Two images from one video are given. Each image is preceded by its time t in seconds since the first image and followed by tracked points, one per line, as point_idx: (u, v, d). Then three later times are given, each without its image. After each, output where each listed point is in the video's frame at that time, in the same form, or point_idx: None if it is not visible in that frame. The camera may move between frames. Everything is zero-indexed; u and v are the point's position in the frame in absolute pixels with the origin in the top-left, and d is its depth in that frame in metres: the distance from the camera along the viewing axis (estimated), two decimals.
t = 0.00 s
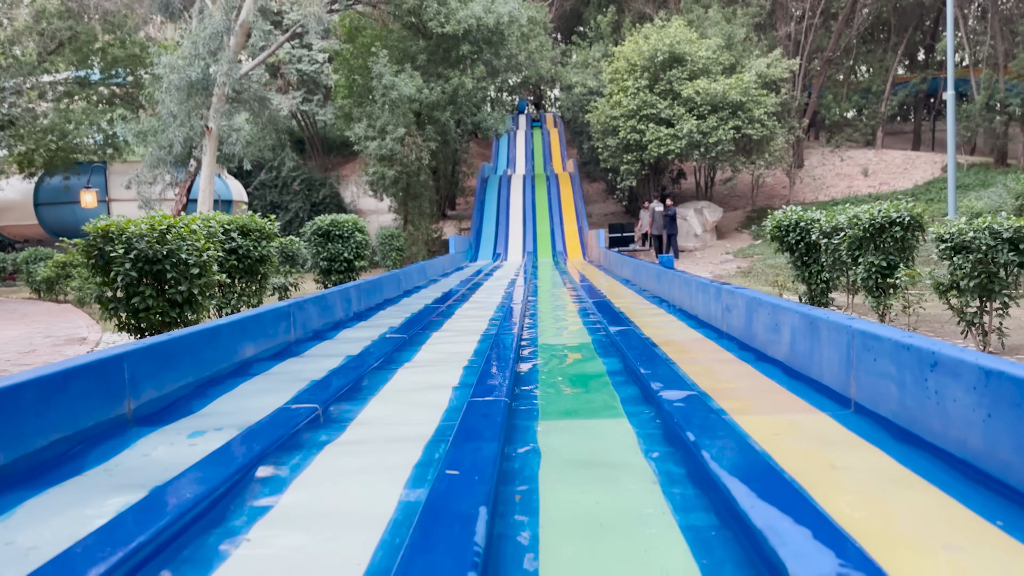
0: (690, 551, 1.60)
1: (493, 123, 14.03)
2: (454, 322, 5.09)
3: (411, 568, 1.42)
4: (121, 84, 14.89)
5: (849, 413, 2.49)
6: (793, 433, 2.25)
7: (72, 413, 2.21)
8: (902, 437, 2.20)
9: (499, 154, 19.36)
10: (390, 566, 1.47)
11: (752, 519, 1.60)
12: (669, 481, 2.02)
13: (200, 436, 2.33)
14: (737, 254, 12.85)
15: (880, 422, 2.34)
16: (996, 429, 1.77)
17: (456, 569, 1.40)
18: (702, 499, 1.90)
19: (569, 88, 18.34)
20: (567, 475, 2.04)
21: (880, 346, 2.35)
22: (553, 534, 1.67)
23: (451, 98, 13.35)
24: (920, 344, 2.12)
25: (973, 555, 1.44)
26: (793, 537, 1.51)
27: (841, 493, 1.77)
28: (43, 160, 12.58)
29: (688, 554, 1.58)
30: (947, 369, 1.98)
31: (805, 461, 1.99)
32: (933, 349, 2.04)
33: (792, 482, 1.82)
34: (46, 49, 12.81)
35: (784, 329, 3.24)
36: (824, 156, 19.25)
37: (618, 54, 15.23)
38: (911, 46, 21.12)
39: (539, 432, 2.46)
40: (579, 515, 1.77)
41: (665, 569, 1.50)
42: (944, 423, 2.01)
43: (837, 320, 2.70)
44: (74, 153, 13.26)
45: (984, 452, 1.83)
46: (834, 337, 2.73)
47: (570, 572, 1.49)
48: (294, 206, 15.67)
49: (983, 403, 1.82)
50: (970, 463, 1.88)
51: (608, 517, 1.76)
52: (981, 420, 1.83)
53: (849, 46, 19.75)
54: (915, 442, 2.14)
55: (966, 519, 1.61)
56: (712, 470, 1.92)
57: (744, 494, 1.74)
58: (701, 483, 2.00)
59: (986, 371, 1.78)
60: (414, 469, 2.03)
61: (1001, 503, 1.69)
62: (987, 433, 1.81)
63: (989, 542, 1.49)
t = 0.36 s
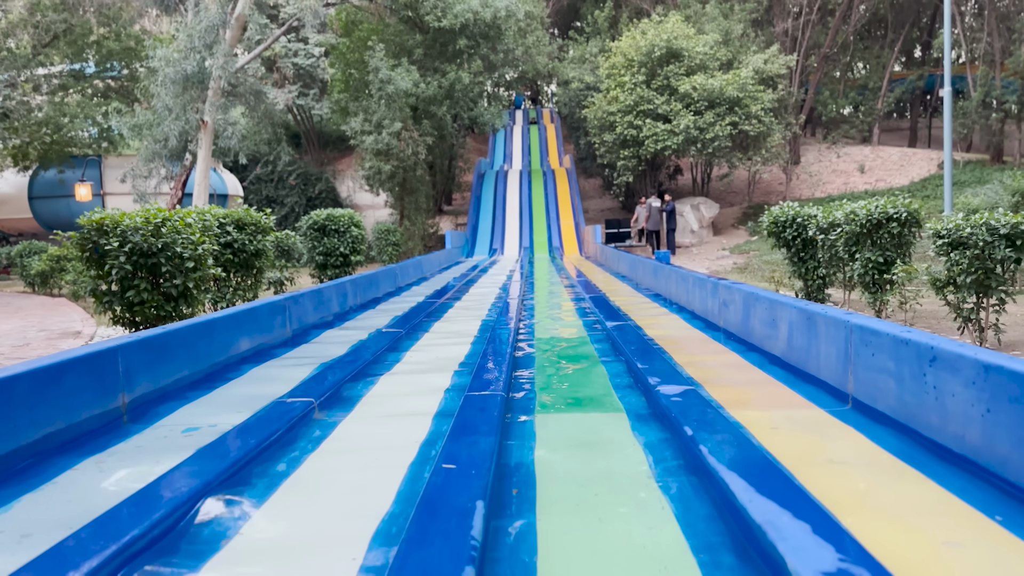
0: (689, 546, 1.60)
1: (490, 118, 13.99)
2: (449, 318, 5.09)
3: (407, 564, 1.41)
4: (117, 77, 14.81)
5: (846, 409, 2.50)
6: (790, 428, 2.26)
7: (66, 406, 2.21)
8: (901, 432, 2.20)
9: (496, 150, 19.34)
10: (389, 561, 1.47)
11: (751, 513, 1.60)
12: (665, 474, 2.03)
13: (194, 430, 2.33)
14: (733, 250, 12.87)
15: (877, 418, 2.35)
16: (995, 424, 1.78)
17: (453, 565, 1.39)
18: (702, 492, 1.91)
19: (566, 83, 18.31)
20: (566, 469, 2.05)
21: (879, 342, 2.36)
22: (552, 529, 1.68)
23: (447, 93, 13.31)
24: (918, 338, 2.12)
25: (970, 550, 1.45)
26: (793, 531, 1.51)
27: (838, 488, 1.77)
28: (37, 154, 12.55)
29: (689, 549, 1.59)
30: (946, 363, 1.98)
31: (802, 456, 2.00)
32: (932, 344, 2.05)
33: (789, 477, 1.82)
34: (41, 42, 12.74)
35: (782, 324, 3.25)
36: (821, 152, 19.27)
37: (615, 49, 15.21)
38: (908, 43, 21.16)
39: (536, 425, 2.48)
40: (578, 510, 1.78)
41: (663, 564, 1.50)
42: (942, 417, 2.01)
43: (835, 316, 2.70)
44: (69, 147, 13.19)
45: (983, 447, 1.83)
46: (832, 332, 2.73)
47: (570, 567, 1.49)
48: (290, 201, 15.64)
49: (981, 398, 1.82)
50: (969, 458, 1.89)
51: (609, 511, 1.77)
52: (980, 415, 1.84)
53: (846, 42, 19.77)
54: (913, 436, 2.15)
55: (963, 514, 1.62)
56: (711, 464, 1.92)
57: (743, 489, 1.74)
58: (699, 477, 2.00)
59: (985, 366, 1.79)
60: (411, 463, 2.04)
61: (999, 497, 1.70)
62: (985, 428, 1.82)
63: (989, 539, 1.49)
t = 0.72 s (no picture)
0: (687, 545, 1.52)
1: (487, 115, 13.97)
2: (445, 314, 5.08)
3: (401, 562, 1.39)
4: (112, 72, 14.75)
5: (846, 405, 2.34)
6: (789, 423, 2.14)
7: (58, 401, 2.20)
8: (901, 430, 2.04)
9: (493, 146, 19.31)
10: (382, 561, 1.44)
11: (752, 511, 1.49)
12: (663, 471, 1.96)
13: (189, 425, 2.33)
14: (730, 247, 12.88)
15: (877, 415, 2.18)
16: (1000, 422, 1.63)
17: (449, 564, 1.37)
18: (700, 491, 1.82)
19: (563, 80, 18.29)
20: (564, 466, 2.01)
21: (879, 338, 2.19)
22: (548, 528, 1.61)
23: (444, 89, 13.28)
24: (920, 335, 1.96)
25: (977, 549, 1.32)
26: (795, 529, 1.40)
27: (841, 482, 1.66)
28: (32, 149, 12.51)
29: (688, 548, 1.51)
30: (948, 361, 1.82)
31: (802, 452, 1.88)
32: (933, 340, 1.90)
33: (789, 473, 1.71)
34: (36, 37, 12.68)
35: (780, 321, 3.15)
36: (817, 150, 19.32)
37: (612, 46, 15.20)
38: (905, 40, 21.19)
39: (533, 423, 2.45)
40: (575, 508, 1.72)
41: (661, 561, 1.45)
42: (944, 415, 1.86)
43: (833, 312, 2.56)
44: (64, 142, 13.13)
45: (986, 444, 1.69)
46: (830, 328, 2.60)
47: (566, 568, 1.43)
48: (286, 197, 15.61)
49: (985, 395, 1.68)
50: (972, 457, 1.73)
51: (606, 509, 1.70)
52: (984, 413, 1.69)
53: (843, 40, 19.79)
54: (914, 434, 1.98)
55: (966, 512, 1.48)
56: (709, 461, 1.83)
57: (743, 486, 1.63)
58: (697, 476, 1.92)
59: (990, 362, 1.64)
60: (407, 461, 2.02)
61: (1001, 496, 1.56)
62: (988, 425, 1.68)
63: (998, 537, 1.36)
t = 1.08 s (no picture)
0: (685, 548, 1.52)
1: (484, 113, 13.95)
2: (442, 314, 5.08)
3: (396, 566, 1.37)
4: (108, 70, 14.67)
5: (844, 407, 2.33)
6: (787, 424, 2.13)
7: (49, 401, 2.18)
8: (900, 432, 2.01)
9: (489, 145, 19.30)
10: (377, 565, 1.42)
11: (751, 515, 1.48)
12: (661, 473, 1.95)
13: (181, 425, 2.31)
14: (726, 247, 12.91)
15: (877, 416, 2.17)
16: (1001, 424, 1.60)
17: (445, 568, 1.36)
18: (698, 494, 1.82)
19: (560, 79, 18.28)
20: (560, 469, 2.00)
21: (878, 339, 2.18)
22: (544, 532, 1.60)
23: (440, 87, 13.27)
24: (920, 336, 1.93)
25: (979, 552, 1.30)
26: (794, 533, 1.39)
27: (840, 484, 1.65)
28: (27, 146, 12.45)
29: (685, 551, 1.50)
30: (948, 362, 1.80)
31: (799, 454, 1.86)
32: (933, 341, 1.86)
33: (786, 474, 1.71)
34: (31, 34, 12.63)
35: (779, 321, 3.14)
36: (813, 150, 19.38)
37: (609, 45, 15.21)
38: (901, 41, 21.25)
39: (529, 424, 2.44)
40: (574, 510, 1.71)
41: (659, 564, 1.44)
42: (944, 415, 1.83)
43: (832, 312, 2.54)
44: (59, 140, 13.05)
45: (987, 446, 1.65)
46: (829, 329, 2.58)
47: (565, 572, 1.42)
48: (282, 195, 15.55)
49: (985, 396, 1.65)
50: (972, 460, 1.71)
51: (603, 512, 1.69)
52: (984, 415, 1.66)
53: (840, 40, 19.85)
54: (914, 436, 1.96)
55: (966, 513, 1.47)
56: (708, 464, 1.82)
57: (742, 489, 1.62)
58: (695, 478, 1.91)
59: (990, 364, 1.61)
60: (402, 463, 2.02)
61: (1001, 498, 1.53)
62: (989, 427, 1.64)
63: (998, 540, 1.34)
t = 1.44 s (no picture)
0: (681, 552, 1.51)
1: (480, 116, 13.96)
2: (437, 316, 5.07)
3: (392, 571, 1.37)
4: (103, 71, 14.63)
5: (840, 410, 2.33)
6: (782, 428, 2.13)
7: (41, 404, 2.17)
8: (896, 436, 2.01)
9: (485, 147, 19.31)
10: (371, 570, 1.42)
11: (747, 520, 1.47)
12: (656, 477, 1.95)
13: (174, 427, 2.30)
14: (722, 249, 12.93)
15: (873, 420, 2.17)
16: (997, 428, 1.60)
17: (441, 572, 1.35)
18: (692, 498, 1.81)
19: (556, 81, 18.30)
20: (555, 473, 1.99)
21: (874, 342, 2.18)
22: (540, 536, 1.60)
23: (437, 90, 13.26)
24: (916, 340, 1.93)
25: (975, 557, 1.30)
26: (791, 538, 1.39)
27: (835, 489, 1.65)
28: (22, 147, 12.40)
29: (680, 556, 1.50)
30: (944, 366, 1.80)
31: (795, 458, 1.86)
32: (929, 345, 1.86)
33: (782, 478, 1.70)
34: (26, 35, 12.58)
35: (774, 324, 3.14)
36: (809, 153, 19.44)
37: (606, 48, 15.24)
38: (897, 44, 21.35)
39: (525, 428, 2.44)
40: (569, 515, 1.70)
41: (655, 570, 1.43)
42: (940, 420, 1.83)
43: (828, 316, 2.54)
44: (55, 141, 13.00)
45: (983, 449, 1.65)
46: (825, 332, 2.58)
47: None
48: (278, 197, 15.53)
49: (981, 400, 1.65)
50: (967, 464, 1.71)
51: (598, 517, 1.69)
52: (980, 419, 1.66)
53: (835, 43, 19.94)
54: (909, 440, 1.96)
55: (962, 518, 1.46)
56: (704, 468, 1.82)
57: (738, 494, 1.61)
58: (690, 481, 1.91)
59: (986, 368, 1.61)
60: (397, 467, 2.01)
61: (997, 504, 1.53)
62: (986, 431, 1.64)
63: (994, 545, 1.34)
